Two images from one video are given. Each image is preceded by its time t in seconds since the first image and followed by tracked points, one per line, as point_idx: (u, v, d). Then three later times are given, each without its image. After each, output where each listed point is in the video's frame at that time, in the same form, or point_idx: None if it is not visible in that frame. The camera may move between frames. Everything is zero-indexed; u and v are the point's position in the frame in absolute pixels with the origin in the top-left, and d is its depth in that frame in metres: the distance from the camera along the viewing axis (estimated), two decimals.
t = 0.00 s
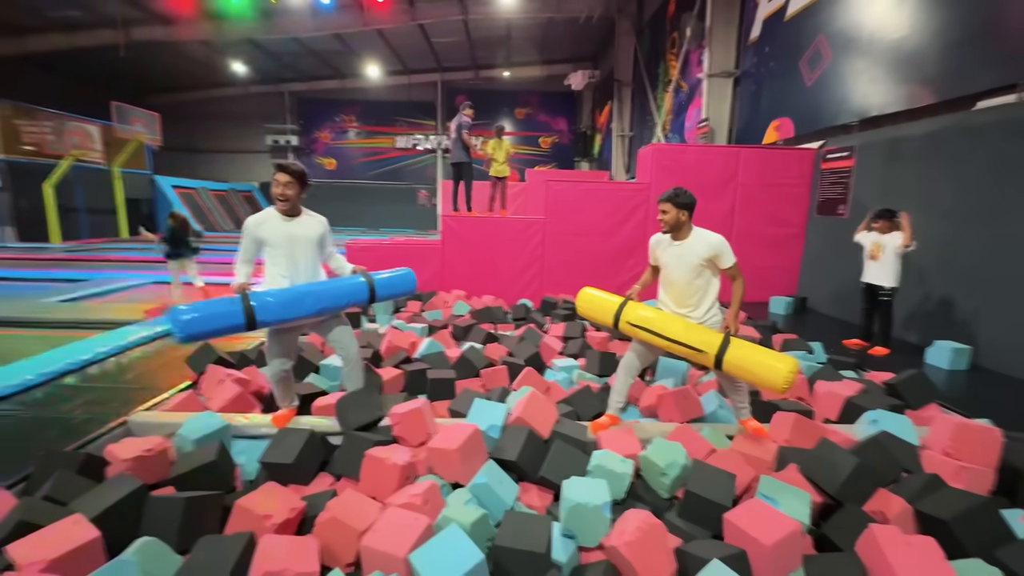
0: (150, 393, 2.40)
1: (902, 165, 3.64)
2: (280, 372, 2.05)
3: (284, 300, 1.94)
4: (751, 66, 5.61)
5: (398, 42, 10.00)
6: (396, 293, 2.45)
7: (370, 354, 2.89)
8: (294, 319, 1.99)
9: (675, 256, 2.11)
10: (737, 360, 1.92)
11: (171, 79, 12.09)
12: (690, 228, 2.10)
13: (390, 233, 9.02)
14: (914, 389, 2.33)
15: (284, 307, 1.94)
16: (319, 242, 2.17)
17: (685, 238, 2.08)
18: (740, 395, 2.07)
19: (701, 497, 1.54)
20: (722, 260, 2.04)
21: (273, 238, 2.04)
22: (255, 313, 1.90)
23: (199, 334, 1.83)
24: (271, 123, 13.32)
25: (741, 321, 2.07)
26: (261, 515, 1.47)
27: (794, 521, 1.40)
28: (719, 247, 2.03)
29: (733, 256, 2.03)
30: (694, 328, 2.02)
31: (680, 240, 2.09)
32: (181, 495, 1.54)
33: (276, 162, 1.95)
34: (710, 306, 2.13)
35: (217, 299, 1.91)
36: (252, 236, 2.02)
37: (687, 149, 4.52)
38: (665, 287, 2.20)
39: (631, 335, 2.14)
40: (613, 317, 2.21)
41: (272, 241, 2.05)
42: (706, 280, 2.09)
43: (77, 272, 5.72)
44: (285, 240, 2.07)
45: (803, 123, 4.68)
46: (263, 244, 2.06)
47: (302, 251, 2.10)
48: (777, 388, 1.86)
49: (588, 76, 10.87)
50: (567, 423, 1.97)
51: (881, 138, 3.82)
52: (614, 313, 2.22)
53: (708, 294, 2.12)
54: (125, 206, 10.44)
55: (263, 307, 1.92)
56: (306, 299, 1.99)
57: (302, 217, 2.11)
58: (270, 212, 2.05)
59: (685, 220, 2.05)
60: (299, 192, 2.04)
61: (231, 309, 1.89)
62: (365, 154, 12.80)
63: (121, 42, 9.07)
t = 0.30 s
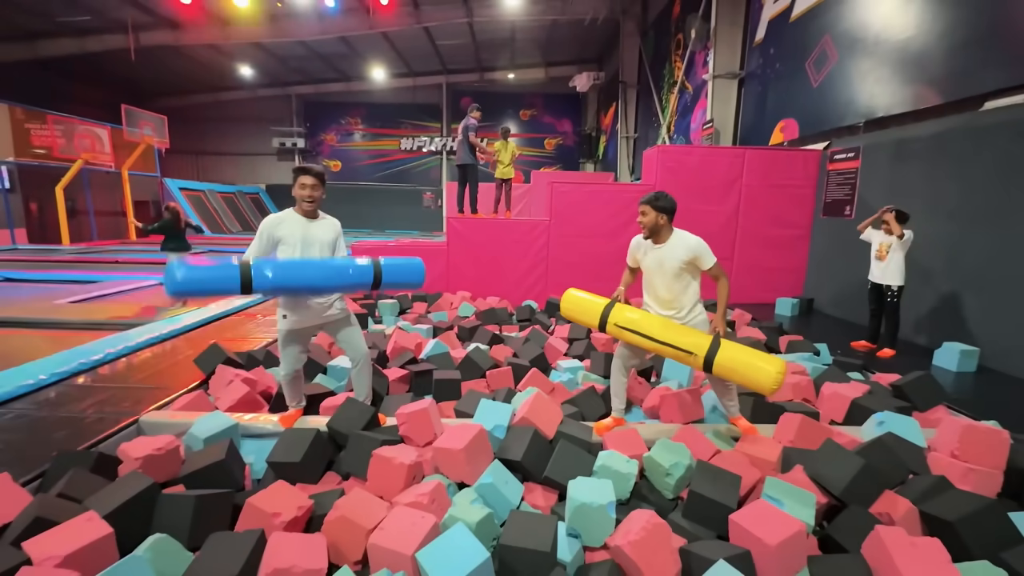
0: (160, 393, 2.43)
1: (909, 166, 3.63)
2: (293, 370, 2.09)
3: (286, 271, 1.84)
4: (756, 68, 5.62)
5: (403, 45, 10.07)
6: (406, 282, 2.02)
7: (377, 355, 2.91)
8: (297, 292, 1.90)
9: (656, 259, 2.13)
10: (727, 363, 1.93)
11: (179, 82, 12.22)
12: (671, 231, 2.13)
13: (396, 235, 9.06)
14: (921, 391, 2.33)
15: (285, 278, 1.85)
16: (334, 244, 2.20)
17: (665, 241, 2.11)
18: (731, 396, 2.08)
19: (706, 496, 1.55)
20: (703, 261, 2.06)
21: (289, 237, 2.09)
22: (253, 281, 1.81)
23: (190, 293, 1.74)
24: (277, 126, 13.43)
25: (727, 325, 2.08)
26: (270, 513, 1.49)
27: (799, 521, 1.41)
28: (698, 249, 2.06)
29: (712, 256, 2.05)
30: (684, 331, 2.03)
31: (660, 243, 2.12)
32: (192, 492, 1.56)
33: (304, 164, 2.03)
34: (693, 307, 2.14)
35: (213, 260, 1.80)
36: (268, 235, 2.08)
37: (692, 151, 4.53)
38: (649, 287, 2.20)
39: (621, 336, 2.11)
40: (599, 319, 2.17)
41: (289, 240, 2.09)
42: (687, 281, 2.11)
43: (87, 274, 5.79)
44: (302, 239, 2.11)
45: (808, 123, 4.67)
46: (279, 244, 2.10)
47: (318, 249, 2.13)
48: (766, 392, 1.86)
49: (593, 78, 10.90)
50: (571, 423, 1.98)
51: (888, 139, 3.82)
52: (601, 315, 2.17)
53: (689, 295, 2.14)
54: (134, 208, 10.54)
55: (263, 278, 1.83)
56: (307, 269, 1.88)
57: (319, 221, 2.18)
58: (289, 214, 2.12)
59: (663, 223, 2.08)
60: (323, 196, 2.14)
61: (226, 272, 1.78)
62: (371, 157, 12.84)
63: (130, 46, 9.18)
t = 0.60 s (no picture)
0: (164, 397, 2.44)
1: (907, 170, 3.65)
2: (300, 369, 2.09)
3: (282, 283, 1.91)
4: (755, 73, 5.65)
5: (403, 50, 10.12)
6: (402, 308, 2.15)
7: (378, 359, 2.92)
8: (288, 307, 1.95)
9: (654, 268, 2.13)
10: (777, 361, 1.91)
11: (181, 88, 12.28)
12: (667, 241, 2.13)
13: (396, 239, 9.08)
14: (920, 395, 2.34)
15: (278, 292, 1.91)
16: (343, 246, 2.24)
17: (662, 251, 2.10)
18: (727, 400, 2.11)
19: (707, 499, 1.56)
20: (702, 267, 2.08)
21: (299, 237, 2.12)
22: (248, 287, 1.91)
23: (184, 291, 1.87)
24: (279, 131, 13.47)
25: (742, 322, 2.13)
26: (273, 517, 1.50)
27: (798, 524, 1.42)
28: (696, 257, 2.07)
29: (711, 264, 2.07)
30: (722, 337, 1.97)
31: (657, 253, 2.11)
32: (196, 497, 1.57)
33: (320, 167, 2.06)
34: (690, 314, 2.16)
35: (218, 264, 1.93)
36: (278, 236, 2.12)
37: (691, 156, 4.56)
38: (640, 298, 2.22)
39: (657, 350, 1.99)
40: (633, 332, 1.98)
41: (298, 241, 2.13)
42: (685, 289, 2.13)
43: (90, 278, 5.81)
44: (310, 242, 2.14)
45: (807, 128, 4.70)
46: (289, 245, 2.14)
47: (326, 252, 2.16)
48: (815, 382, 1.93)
49: (592, 83, 10.93)
50: (572, 427, 1.99)
51: (886, 143, 3.83)
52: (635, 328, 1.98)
53: (687, 302, 2.16)
54: (135, 213, 10.58)
55: (257, 285, 1.91)
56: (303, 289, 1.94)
57: (330, 222, 2.21)
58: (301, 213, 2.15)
59: (660, 234, 2.07)
60: (337, 200, 2.16)
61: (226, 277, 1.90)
62: (371, 161, 12.90)
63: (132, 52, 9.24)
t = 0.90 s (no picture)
0: (158, 406, 2.40)
1: (904, 175, 3.63)
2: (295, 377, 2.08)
3: (275, 309, 1.98)
4: (751, 80, 5.66)
5: (402, 58, 10.16)
6: (397, 311, 2.14)
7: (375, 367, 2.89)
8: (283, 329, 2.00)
9: (637, 275, 2.14)
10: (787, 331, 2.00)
11: (180, 97, 12.30)
12: (647, 246, 2.15)
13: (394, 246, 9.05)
14: (922, 401, 2.32)
15: (271, 318, 1.98)
16: (337, 256, 2.21)
17: (643, 256, 2.13)
18: (728, 407, 2.09)
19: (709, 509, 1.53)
20: (685, 266, 2.12)
21: (293, 248, 2.11)
22: (243, 318, 2.01)
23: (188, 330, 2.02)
24: (278, 139, 13.49)
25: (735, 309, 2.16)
26: (266, 529, 1.47)
27: (803, 533, 1.39)
28: (678, 258, 2.10)
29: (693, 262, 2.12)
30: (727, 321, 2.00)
31: (638, 258, 2.13)
32: (188, 509, 1.54)
33: (316, 175, 2.05)
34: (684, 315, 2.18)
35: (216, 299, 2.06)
36: (271, 246, 2.09)
37: (689, 162, 4.56)
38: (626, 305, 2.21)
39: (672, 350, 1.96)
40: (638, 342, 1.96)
41: (291, 252, 2.11)
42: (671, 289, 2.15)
43: (87, 286, 5.78)
44: (304, 253, 2.13)
45: (804, 135, 4.70)
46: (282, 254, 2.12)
47: (320, 264, 2.16)
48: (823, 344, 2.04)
49: (590, 90, 10.96)
50: (572, 435, 1.97)
51: (882, 149, 3.83)
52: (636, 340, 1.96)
53: (676, 302, 2.17)
54: (133, 221, 10.55)
55: (251, 315, 2.00)
56: (295, 312, 1.97)
57: (325, 232, 2.18)
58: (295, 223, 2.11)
59: (640, 240, 2.10)
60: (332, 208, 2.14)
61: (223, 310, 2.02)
62: (369, 168, 12.91)
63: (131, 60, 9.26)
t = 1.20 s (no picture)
0: (142, 417, 2.27)
1: (925, 177, 3.46)
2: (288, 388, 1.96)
3: (286, 321, 1.87)
4: (760, 83, 5.53)
5: (406, 67, 10.10)
6: (410, 326, 2.06)
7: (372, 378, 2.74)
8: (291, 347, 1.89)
9: (669, 273, 2.01)
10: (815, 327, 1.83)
11: (185, 107, 12.32)
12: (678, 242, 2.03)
13: (398, 254, 8.97)
14: (958, 413, 2.17)
15: (282, 330, 1.86)
16: (339, 263, 2.09)
17: (673, 251, 2.01)
18: (751, 421, 1.93)
19: (735, 537, 1.38)
20: (719, 263, 2.00)
21: (293, 257, 1.98)
22: (250, 334, 1.87)
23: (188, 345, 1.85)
24: (283, 147, 13.50)
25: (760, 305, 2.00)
26: (242, 559, 1.33)
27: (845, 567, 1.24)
28: (713, 252, 1.98)
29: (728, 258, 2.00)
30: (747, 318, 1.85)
31: (669, 252, 2.01)
32: (158, 534, 1.41)
33: (318, 178, 1.93)
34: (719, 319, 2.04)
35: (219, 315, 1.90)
36: (270, 254, 1.97)
37: (697, 166, 4.43)
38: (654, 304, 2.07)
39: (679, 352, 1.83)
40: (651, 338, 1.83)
41: (291, 260, 1.99)
42: (704, 287, 2.02)
43: (85, 294, 5.68)
44: (304, 261, 2.00)
45: (817, 137, 4.55)
46: (280, 263, 2.00)
47: (322, 273, 2.03)
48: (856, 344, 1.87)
49: (595, 97, 10.87)
50: (581, 451, 1.81)
51: (903, 150, 3.64)
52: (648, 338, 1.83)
53: (708, 302, 2.03)
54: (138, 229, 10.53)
55: (260, 328, 1.87)
56: (305, 327, 1.87)
57: (327, 239, 2.05)
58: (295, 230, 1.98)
59: (671, 233, 1.98)
60: (335, 215, 2.01)
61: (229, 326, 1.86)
62: (374, 177, 13.02)
63: (137, 70, 9.26)
